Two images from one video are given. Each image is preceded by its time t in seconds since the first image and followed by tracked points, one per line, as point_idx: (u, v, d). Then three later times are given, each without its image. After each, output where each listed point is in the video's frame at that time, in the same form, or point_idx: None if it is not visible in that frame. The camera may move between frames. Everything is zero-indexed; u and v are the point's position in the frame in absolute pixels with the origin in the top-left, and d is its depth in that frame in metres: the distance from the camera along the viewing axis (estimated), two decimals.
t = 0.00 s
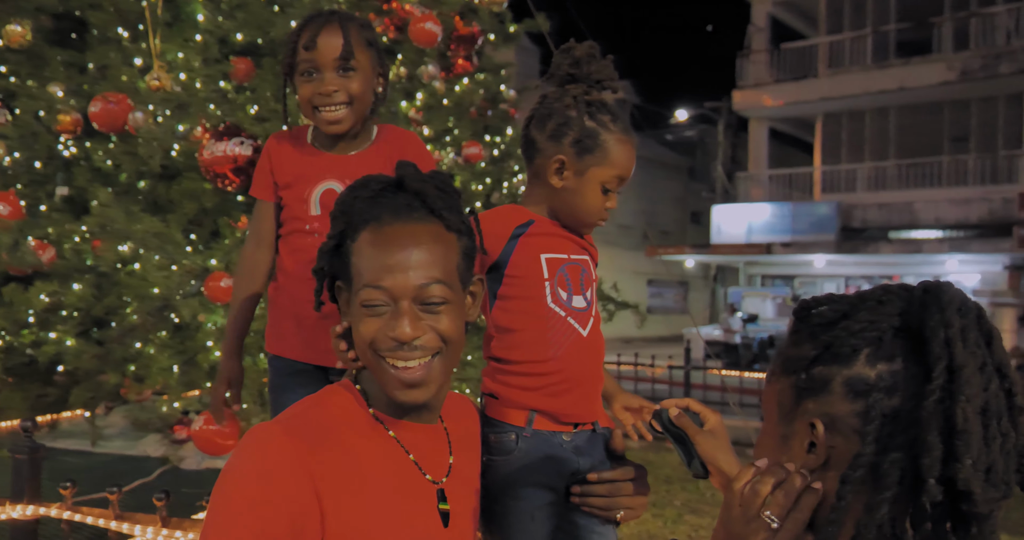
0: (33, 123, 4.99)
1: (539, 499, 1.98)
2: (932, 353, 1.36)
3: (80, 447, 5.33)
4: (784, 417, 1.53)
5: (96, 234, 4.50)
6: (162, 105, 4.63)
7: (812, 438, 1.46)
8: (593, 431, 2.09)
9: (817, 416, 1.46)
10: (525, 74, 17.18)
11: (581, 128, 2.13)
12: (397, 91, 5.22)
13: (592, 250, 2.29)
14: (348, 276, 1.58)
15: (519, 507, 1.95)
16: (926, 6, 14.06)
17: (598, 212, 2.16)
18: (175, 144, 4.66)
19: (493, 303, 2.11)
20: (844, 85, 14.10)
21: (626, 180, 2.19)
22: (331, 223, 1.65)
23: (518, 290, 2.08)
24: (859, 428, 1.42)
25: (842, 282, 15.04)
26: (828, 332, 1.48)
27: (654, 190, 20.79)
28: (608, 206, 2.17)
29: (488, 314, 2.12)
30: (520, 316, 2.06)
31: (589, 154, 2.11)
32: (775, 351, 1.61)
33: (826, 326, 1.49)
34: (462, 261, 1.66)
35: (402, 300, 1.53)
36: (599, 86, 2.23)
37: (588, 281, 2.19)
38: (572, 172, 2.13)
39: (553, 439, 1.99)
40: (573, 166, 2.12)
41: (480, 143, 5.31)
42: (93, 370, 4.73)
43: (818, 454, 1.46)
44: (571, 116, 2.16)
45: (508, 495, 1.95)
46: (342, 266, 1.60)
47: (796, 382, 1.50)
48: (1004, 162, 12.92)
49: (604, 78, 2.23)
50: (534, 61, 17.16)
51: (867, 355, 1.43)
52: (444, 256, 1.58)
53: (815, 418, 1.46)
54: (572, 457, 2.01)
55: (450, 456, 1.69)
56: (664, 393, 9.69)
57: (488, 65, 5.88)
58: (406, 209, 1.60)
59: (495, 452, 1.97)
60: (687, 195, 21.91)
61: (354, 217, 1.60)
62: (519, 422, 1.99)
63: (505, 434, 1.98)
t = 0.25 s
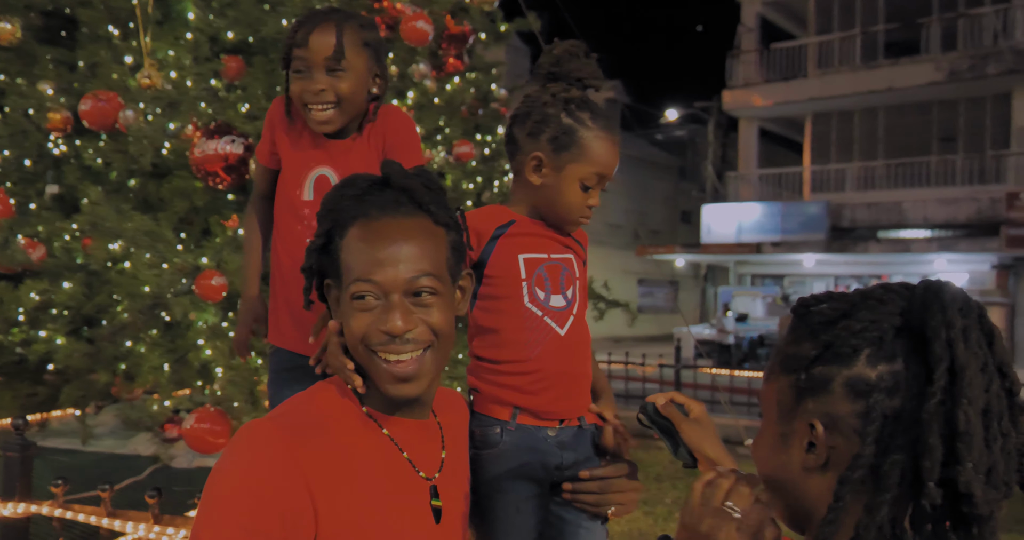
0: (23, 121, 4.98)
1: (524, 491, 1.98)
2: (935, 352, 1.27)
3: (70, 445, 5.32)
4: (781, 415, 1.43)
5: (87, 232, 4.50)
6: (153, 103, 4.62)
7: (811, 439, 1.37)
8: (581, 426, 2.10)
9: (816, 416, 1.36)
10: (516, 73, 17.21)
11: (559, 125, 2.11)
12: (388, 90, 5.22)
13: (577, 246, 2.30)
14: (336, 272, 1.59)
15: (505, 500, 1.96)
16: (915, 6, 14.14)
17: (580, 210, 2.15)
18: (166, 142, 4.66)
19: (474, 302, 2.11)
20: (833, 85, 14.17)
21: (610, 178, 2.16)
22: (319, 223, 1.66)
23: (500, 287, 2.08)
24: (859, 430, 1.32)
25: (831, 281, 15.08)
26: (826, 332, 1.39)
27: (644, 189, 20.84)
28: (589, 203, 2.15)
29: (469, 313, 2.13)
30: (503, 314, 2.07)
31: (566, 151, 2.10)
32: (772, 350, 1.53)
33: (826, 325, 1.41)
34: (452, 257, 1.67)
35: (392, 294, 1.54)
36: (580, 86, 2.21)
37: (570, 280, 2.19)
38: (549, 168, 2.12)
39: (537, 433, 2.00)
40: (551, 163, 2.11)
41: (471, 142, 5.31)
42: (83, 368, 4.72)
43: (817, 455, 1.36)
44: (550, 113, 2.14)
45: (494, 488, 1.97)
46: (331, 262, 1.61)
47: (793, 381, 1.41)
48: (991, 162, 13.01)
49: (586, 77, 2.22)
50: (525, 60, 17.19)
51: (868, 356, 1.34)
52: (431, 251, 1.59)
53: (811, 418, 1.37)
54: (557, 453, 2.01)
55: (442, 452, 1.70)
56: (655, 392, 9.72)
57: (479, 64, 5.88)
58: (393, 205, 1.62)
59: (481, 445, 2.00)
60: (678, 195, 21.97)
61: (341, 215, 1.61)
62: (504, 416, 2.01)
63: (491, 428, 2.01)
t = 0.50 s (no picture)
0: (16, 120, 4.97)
1: (514, 488, 1.96)
2: (940, 366, 1.30)
3: (65, 444, 5.31)
4: (781, 421, 1.43)
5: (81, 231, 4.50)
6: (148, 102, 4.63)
7: (813, 447, 1.37)
8: (570, 423, 2.11)
9: (818, 427, 1.37)
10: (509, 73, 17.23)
11: (532, 124, 2.11)
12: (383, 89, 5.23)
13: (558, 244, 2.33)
14: (330, 270, 1.59)
15: (497, 500, 1.95)
16: (907, 7, 14.18)
17: (557, 207, 2.15)
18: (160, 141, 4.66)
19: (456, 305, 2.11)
20: (825, 85, 14.21)
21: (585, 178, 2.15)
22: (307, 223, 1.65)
23: (481, 288, 2.08)
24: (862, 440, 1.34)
25: (824, 281, 15.12)
26: (826, 344, 1.40)
27: (638, 189, 20.86)
28: (564, 201, 2.16)
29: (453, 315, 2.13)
30: (488, 313, 2.06)
31: (539, 150, 2.09)
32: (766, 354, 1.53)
33: (825, 333, 1.42)
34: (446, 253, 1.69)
35: (390, 287, 1.54)
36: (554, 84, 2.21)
37: (549, 276, 2.20)
38: (523, 167, 2.12)
39: (526, 430, 2.00)
40: (524, 161, 2.11)
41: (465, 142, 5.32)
42: (78, 366, 4.74)
43: (819, 464, 1.36)
44: (523, 113, 2.14)
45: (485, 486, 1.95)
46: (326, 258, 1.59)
47: (790, 390, 1.42)
48: (983, 162, 13.07)
49: (559, 76, 2.22)
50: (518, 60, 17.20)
51: (870, 367, 1.35)
52: (425, 246, 1.60)
53: (812, 427, 1.37)
54: (547, 450, 2.02)
55: (434, 448, 1.70)
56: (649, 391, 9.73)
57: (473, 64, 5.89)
58: (382, 202, 1.63)
59: (474, 444, 1.99)
60: (671, 194, 22.01)
61: (334, 213, 1.62)
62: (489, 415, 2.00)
63: (480, 426, 2.00)
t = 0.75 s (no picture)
0: (11, 120, 4.98)
1: (505, 486, 1.93)
2: (939, 375, 1.28)
3: (60, 444, 5.32)
4: (775, 424, 1.42)
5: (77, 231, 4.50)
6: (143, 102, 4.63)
7: (812, 451, 1.36)
8: (561, 419, 2.08)
9: (816, 433, 1.36)
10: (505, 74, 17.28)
11: (509, 128, 2.04)
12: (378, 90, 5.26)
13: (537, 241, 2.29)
14: (321, 267, 1.47)
15: (491, 500, 1.92)
16: (902, 7, 14.23)
17: (530, 210, 2.08)
18: (155, 141, 4.66)
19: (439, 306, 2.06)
20: (820, 85, 14.24)
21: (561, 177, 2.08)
22: (291, 225, 1.53)
23: (463, 289, 2.03)
24: (860, 446, 1.33)
25: (819, 281, 15.15)
26: (823, 353, 1.38)
27: (633, 188, 20.89)
28: (541, 203, 2.08)
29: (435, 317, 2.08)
30: (477, 312, 2.02)
31: (517, 153, 2.03)
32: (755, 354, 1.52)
33: (821, 341, 1.39)
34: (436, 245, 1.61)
35: (397, 278, 1.46)
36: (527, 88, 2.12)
37: (532, 275, 2.15)
38: (502, 171, 2.05)
39: (517, 427, 1.97)
40: (502, 166, 2.05)
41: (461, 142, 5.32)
42: (73, 366, 4.74)
43: (817, 468, 1.36)
44: (500, 117, 2.07)
45: (479, 486, 1.93)
46: (317, 259, 1.48)
47: (787, 397, 1.40)
48: (977, 162, 13.13)
49: (535, 78, 2.13)
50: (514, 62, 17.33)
51: (868, 376, 1.33)
52: (419, 239, 1.51)
53: (811, 433, 1.36)
54: (539, 446, 1.99)
55: (429, 442, 1.61)
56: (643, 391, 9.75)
57: (468, 64, 5.91)
58: (367, 198, 1.53)
59: (464, 442, 1.97)
60: (666, 194, 22.04)
61: (320, 209, 1.51)
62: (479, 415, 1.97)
63: (471, 425, 1.97)
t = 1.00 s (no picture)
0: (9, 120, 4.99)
1: (502, 484, 1.90)
2: (935, 377, 1.31)
3: (58, 444, 5.33)
4: (774, 426, 1.41)
5: (75, 230, 4.51)
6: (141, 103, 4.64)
7: (811, 452, 1.36)
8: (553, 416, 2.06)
9: (815, 434, 1.36)
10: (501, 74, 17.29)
11: (493, 130, 2.00)
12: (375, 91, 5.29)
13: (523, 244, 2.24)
14: (340, 266, 1.42)
15: (489, 501, 1.90)
16: (898, 7, 14.27)
17: (514, 213, 2.04)
18: (154, 142, 4.67)
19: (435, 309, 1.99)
20: (816, 85, 14.27)
21: (545, 179, 2.07)
22: (283, 228, 1.46)
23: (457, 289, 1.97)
24: (859, 447, 1.34)
25: (816, 280, 15.17)
26: (819, 354, 1.38)
27: (630, 188, 20.91)
28: (526, 205, 2.05)
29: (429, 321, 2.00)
30: (473, 314, 1.95)
31: (502, 155, 1.99)
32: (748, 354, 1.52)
33: (820, 345, 1.39)
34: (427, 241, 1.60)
35: (426, 269, 1.46)
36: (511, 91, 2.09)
37: (521, 274, 2.09)
38: (487, 174, 2.01)
39: (513, 425, 1.94)
40: (488, 168, 2.00)
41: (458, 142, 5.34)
42: (72, 366, 4.76)
43: (815, 467, 1.36)
44: (484, 119, 2.03)
45: (473, 487, 1.91)
46: (330, 257, 1.42)
47: (785, 399, 1.39)
48: (972, 162, 13.17)
49: (517, 82, 2.11)
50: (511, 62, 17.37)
51: (867, 379, 1.34)
52: (426, 236, 1.49)
53: (809, 434, 1.36)
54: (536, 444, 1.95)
55: (421, 435, 1.58)
56: (640, 391, 9.76)
57: (466, 65, 5.92)
58: (364, 195, 1.50)
59: (459, 443, 1.94)
60: (663, 194, 22.06)
61: (316, 210, 1.46)
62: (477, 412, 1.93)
63: (467, 426, 1.93)
